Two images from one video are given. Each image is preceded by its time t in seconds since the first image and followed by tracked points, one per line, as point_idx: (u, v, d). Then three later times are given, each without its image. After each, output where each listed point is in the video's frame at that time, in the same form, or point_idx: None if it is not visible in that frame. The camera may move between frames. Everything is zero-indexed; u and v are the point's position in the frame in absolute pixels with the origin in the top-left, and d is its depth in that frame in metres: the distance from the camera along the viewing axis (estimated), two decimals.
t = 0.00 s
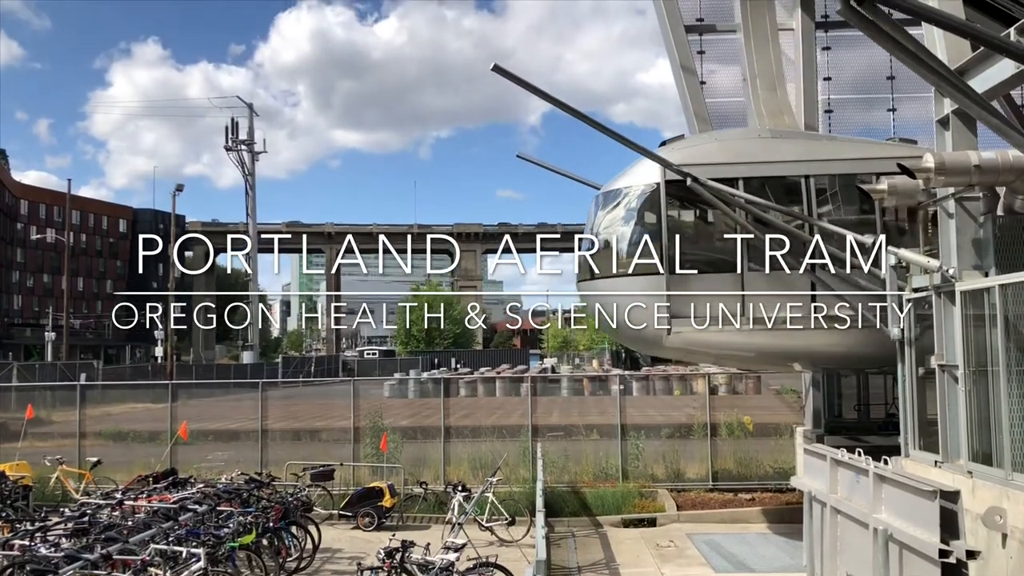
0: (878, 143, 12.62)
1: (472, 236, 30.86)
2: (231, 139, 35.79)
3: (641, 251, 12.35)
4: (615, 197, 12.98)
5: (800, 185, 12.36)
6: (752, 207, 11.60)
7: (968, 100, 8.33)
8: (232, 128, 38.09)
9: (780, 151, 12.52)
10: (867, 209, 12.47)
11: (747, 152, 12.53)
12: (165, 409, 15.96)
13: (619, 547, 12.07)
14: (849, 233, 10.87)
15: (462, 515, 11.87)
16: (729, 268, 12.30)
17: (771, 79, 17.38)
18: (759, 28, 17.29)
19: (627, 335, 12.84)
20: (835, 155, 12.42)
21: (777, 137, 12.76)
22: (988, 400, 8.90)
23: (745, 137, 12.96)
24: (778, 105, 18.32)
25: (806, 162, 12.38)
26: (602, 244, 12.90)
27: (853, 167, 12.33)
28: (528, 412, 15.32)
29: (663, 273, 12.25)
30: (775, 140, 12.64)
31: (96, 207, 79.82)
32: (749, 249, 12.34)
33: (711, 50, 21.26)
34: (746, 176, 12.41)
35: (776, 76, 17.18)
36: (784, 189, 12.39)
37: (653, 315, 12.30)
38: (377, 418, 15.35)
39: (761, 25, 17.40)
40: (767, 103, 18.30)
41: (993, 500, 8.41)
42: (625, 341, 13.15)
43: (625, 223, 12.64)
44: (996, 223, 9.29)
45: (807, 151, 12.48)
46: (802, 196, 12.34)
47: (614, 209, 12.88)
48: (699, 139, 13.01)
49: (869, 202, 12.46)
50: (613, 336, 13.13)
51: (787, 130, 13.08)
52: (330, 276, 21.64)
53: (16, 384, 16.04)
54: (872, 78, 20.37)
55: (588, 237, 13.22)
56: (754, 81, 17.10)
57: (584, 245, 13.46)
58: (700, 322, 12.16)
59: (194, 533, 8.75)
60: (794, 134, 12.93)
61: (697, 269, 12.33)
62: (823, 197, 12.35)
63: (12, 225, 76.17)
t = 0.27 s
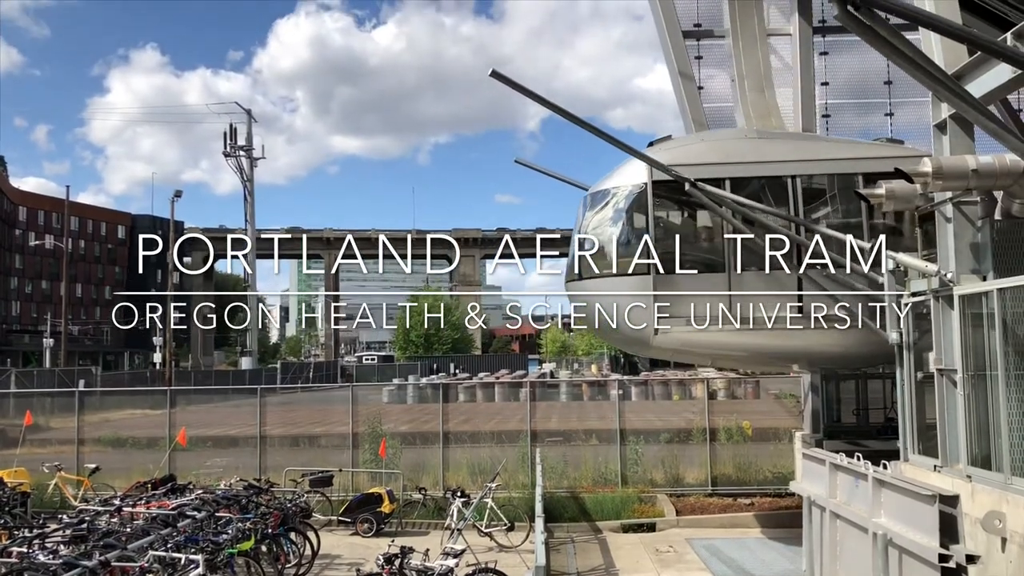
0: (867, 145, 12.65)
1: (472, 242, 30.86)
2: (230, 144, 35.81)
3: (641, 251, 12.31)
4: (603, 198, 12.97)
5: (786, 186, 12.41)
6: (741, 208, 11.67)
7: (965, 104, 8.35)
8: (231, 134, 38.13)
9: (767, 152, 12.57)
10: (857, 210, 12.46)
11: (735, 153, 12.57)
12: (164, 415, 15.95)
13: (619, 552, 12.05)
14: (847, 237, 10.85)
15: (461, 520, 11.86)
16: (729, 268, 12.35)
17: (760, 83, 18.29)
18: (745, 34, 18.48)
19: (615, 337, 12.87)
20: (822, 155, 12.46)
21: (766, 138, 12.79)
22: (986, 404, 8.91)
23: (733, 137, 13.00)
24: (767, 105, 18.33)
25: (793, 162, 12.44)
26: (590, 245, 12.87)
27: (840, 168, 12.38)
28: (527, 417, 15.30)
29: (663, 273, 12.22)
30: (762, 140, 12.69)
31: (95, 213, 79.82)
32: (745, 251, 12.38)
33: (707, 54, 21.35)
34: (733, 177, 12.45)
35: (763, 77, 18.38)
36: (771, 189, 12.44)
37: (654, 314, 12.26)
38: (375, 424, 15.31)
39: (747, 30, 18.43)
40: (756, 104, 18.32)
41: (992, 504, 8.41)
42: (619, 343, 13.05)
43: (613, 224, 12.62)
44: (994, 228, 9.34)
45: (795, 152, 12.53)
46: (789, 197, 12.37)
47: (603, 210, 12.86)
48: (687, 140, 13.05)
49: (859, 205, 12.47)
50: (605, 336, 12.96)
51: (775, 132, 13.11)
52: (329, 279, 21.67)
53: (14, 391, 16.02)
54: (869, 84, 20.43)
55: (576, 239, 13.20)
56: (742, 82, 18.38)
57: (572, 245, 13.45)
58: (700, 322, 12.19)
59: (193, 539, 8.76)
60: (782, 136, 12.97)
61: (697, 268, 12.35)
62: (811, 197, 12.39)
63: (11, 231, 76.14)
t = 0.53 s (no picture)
0: (855, 145, 12.65)
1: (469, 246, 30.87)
2: (227, 148, 35.81)
3: (641, 251, 12.24)
4: (591, 198, 12.93)
5: (772, 186, 12.43)
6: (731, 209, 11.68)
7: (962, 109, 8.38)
8: (228, 139, 38.12)
9: (753, 152, 12.56)
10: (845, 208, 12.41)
11: (722, 153, 12.56)
12: (162, 420, 15.92)
13: (617, 557, 12.04)
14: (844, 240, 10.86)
15: (459, 525, 11.86)
16: (728, 268, 12.33)
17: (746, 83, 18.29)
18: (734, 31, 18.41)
19: (607, 337, 12.83)
20: (809, 155, 12.46)
21: (752, 137, 12.76)
22: (984, 408, 8.92)
23: (719, 137, 12.96)
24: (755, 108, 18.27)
25: (779, 162, 12.45)
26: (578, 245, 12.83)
27: (828, 168, 12.38)
28: (525, 421, 15.28)
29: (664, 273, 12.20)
30: (749, 140, 12.66)
31: (92, 217, 79.76)
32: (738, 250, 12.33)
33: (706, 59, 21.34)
34: (720, 177, 12.45)
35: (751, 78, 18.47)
36: (758, 190, 12.47)
37: (654, 314, 12.22)
38: (373, 428, 15.26)
39: (735, 29, 18.61)
40: (743, 105, 18.29)
41: (990, 509, 8.42)
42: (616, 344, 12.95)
43: (601, 225, 12.58)
44: (991, 232, 9.37)
45: (782, 152, 12.52)
46: (774, 198, 12.38)
47: (590, 210, 12.82)
48: (673, 140, 12.98)
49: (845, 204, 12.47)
50: (599, 333, 12.81)
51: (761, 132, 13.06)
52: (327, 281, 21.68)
53: (11, 395, 15.98)
54: (866, 88, 20.50)
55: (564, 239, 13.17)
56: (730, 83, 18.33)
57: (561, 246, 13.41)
58: (700, 321, 12.16)
59: (190, 544, 8.75)
60: (769, 135, 12.93)
61: (696, 268, 12.33)
62: (798, 198, 12.37)
63: (8, 235, 76.04)
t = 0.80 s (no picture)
0: (841, 145, 12.69)
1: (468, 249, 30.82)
2: (226, 151, 35.78)
3: (641, 251, 12.26)
4: (577, 197, 12.83)
5: (758, 186, 12.42)
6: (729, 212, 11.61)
7: (960, 114, 8.38)
8: (227, 141, 38.09)
9: (739, 151, 12.56)
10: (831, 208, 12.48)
11: (708, 152, 12.54)
12: (159, 422, 15.89)
13: (615, 561, 12.03)
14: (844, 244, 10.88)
15: (456, 528, 11.84)
16: (728, 268, 12.34)
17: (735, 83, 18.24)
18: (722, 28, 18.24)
19: (593, 338, 12.81)
20: (794, 154, 12.49)
21: (738, 137, 12.74)
22: (982, 412, 8.92)
23: (706, 138, 12.92)
24: (743, 109, 18.20)
25: (765, 162, 12.45)
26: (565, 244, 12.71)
27: (814, 167, 12.43)
28: (523, 424, 15.25)
29: (664, 272, 12.20)
30: (735, 139, 12.66)
31: (91, 219, 79.72)
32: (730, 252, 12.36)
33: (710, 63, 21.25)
34: (706, 176, 12.43)
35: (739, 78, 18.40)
36: (745, 189, 12.45)
37: (653, 314, 12.22)
38: (371, 431, 15.22)
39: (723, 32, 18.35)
40: (732, 106, 18.27)
41: (988, 514, 8.41)
42: (613, 345, 12.89)
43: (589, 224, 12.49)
44: (989, 237, 9.40)
45: (767, 151, 12.53)
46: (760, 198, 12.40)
47: (577, 209, 12.71)
48: (660, 140, 12.99)
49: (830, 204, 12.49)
50: (588, 335, 12.64)
51: (748, 131, 13.08)
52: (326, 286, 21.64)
53: (8, 397, 15.96)
54: (866, 93, 20.48)
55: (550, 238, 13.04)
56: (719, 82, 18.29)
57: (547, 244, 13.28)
58: (700, 322, 12.21)
59: (187, 547, 8.73)
60: (755, 134, 12.93)
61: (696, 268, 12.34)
62: (784, 198, 12.40)
63: (7, 237, 76.00)
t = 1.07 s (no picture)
0: (829, 144, 12.67)
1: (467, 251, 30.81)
2: (226, 152, 35.76)
3: (641, 251, 12.22)
4: (565, 194, 12.82)
5: (744, 183, 12.41)
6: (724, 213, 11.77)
7: (959, 118, 8.40)
8: (227, 142, 38.09)
9: (727, 149, 12.55)
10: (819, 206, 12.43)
11: (695, 150, 12.55)
12: (157, 422, 15.86)
13: (612, 563, 12.02)
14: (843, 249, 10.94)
15: (454, 530, 11.83)
16: (730, 267, 12.26)
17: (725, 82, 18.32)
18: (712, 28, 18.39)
19: (589, 338, 12.76)
20: (782, 153, 12.47)
21: (724, 135, 12.77)
22: (981, 416, 8.91)
23: (694, 136, 12.98)
24: (731, 106, 18.08)
25: (751, 160, 12.42)
26: (553, 242, 12.65)
27: (802, 166, 12.42)
28: (522, 426, 15.24)
29: (665, 272, 12.13)
30: (722, 138, 12.66)
31: (90, 219, 79.69)
32: (723, 253, 12.28)
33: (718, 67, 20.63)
34: (693, 174, 12.42)
35: (728, 77, 18.43)
36: (733, 187, 12.41)
37: (654, 314, 12.20)
38: (369, 432, 15.20)
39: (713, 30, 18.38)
40: (720, 103, 18.20)
41: (986, 517, 8.41)
42: (611, 344, 12.89)
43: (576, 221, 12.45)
44: (988, 241, 9.41)
45: (752, 149, 12.53)
46: (746, 196, 12.40)
47: (565, 206, 12.68)
48: (647, 138, 13.02)
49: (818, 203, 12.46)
50: (580, 335, 12.64)
51: (737, 129, 13.11)
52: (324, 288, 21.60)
53: (6, 397, 15.93)
54: (865, 96, 20.50)
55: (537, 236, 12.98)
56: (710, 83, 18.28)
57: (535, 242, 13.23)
58: (700, 322, 12.20)
59: (185, 547, 8.72)
60: (743, 134, 12.94)
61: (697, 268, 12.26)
62: (772, 197, 12.39)
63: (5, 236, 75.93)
